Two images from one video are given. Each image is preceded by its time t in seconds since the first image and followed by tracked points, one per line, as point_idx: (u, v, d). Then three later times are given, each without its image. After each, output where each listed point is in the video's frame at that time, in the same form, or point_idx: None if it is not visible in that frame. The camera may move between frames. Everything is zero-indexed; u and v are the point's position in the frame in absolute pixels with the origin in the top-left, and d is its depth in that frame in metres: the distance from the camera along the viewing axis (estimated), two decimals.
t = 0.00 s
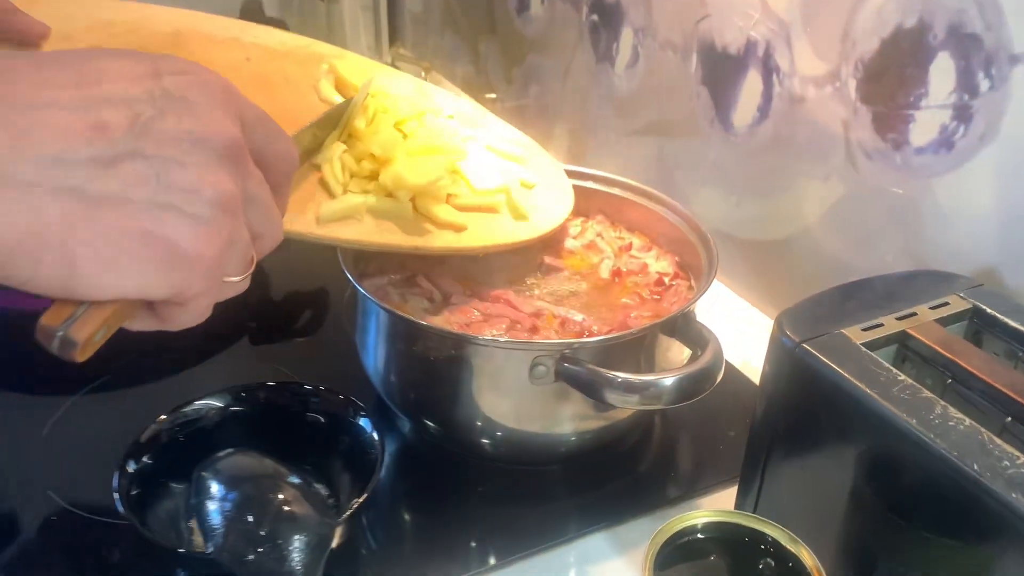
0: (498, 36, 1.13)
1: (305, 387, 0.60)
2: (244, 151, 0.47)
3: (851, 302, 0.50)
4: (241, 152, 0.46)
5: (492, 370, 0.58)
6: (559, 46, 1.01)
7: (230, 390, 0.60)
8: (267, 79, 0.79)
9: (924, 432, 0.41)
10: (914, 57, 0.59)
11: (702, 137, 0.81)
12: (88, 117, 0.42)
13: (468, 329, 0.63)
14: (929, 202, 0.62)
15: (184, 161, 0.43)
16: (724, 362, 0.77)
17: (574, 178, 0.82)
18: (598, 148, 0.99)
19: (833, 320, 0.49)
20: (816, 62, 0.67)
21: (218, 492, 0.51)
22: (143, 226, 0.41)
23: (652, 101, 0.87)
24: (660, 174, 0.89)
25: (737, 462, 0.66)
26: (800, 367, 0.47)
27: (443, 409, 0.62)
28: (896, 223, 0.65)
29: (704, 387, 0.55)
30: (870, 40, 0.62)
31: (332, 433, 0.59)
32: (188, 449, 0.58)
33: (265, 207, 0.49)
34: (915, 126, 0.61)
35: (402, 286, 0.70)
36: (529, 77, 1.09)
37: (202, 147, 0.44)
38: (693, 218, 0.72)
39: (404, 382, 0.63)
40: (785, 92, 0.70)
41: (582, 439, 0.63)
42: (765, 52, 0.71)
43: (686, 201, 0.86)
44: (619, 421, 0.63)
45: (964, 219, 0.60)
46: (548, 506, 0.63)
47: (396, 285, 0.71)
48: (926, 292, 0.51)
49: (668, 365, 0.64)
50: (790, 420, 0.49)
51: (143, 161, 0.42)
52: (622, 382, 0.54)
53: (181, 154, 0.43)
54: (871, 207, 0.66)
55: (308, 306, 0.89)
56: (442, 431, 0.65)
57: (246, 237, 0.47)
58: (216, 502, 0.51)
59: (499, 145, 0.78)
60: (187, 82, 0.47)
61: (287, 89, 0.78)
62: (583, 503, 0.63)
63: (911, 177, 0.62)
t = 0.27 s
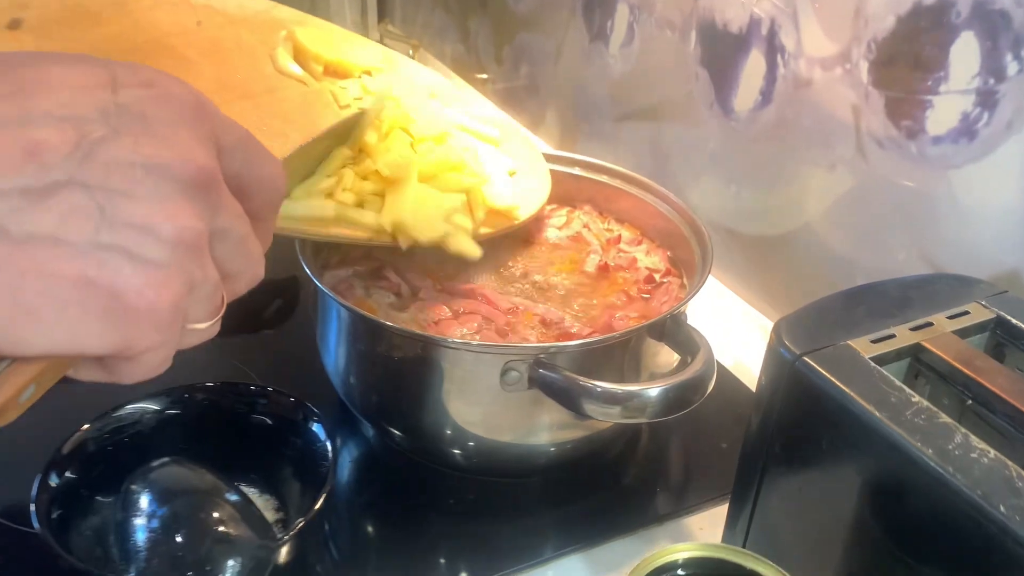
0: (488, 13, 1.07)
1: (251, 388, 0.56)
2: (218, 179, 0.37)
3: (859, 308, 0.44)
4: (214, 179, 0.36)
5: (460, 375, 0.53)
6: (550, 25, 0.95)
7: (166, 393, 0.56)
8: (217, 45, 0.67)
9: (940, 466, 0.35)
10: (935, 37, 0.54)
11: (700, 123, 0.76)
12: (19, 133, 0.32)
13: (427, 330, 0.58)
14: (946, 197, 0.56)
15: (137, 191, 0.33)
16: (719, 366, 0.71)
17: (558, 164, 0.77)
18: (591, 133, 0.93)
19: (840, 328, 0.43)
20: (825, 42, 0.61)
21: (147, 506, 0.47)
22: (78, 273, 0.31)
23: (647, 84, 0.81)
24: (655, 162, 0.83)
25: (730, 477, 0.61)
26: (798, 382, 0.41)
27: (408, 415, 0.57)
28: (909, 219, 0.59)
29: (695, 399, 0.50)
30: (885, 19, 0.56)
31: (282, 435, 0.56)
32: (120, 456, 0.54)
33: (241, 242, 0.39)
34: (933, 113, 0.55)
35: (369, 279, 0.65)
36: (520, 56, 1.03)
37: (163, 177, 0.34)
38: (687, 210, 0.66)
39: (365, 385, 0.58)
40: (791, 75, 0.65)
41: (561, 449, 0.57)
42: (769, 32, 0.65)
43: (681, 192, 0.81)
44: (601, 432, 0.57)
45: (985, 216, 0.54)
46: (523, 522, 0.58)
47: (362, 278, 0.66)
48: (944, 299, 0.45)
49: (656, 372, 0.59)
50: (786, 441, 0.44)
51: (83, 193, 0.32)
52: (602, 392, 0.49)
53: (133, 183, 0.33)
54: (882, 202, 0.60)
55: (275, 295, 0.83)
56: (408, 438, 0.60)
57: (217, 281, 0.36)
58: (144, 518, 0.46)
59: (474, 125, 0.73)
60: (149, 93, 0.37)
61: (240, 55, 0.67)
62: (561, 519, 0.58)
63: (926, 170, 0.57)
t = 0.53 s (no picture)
0: (491, 15, 1.03)
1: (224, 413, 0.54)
2: (236, 251, 0.33)
3: (886, 340, 0.41)
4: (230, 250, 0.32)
5: (450, 400, 0.49)
6: (554, 28, 0.92)
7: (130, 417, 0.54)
8: (195, 41, 0.66)
9: (980, 524, 0.32)
10: (966, 44, 0.50)
11: (710, 132, 0.72)
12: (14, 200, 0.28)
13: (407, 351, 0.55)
14: (976, 216, 0.52)
15: (138, 266, 0.29)
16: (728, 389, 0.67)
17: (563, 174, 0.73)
18: (595, 141, 0.90)
19: (866, 362, 0.39)
20: (845, 48, 0.57)
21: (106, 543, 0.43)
22: (67, 357, 0.29)
23: (654, 91, 0.78)
24: (662, 172, 0.80)
25: (739, 511, 0.57)
26: (817, 422, 0.38)
27: (394, 441, 0.53)
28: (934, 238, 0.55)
29: (704, 432, 0.46)
30: (911, 24, 0.53)
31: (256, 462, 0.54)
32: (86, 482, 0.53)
33: (265, 317, 0.35)
34: (962, 125, 0.51)
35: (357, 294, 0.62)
36: (523, 60, 0.99)
37: (172, 250, 0.30)
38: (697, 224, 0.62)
39: (348, 409, 0.54)
40: (808, 83, 0.61)
41: (558, 481, 0.54)
42: (785, 37, 0.62)
43: (690, 204, 0.77)
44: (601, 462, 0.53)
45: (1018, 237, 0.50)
46: (517, 558, 0.54)
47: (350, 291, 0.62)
48: (978, 331, 0.41)
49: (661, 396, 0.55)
50: (802, 484, 0.40)
51: (79, 269, 0.29)
52: (604, 425, 0.45)
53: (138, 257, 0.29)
54: (905, 219, 0.57)
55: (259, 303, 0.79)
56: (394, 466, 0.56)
57: (230, 355, 0.33)
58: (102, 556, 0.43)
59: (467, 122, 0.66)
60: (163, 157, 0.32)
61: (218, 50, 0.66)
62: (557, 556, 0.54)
63: (954, 185, 0.53)
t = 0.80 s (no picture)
0: (498, 62, 1.04)
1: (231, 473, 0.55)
2: (257, 309, 0.32)
3: (895, 415, 0.41)
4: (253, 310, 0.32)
5: (455, 466, 0.49)
6: (560, 77, 0.93)
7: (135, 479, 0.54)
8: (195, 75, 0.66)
9: None
10: (971, 109, 0.50)
11: (715, 185, 0.72)
12: (18, 265, 0.27)
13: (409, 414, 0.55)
14: (984, 279, 0.52)
15: (147, 329, 0.29)
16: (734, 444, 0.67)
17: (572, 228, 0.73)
18: (601, 189, 0.90)
19: (873, 439, 0.39)
20: (850, 108, 0.58)
21: None
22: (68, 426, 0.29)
23: (660, 142, 0.78)
24: (668, 223, 0.80)
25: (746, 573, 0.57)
26: (825, 501, 0.38)
27: (398, 502, 0.53)
28: (941, 300, 0.55)
29: (711, 500, 0.46)
30: (916, 87, 0.53)
31: (260, 522, 0.55)
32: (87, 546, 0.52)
33: (294, 374, 0.34)
34: (968, 189, 0.51)
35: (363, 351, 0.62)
36: (530, 108, 1.00)
37: (185, 313, 0.29)
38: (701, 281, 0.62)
39: (351, 470, 0.54)
40: (813, 141, 0.61)
41: (563, 544, 0.53)
42: (790, 95, 0.62)
43: (695, 255, 0.77)
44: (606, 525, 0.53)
45: None
46: None
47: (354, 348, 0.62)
48: (985, 406, 0.41)
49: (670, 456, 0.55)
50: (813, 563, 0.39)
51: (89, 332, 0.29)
52: (609, 495, 0.45)
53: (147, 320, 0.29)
54: (912, 279, 0.56)
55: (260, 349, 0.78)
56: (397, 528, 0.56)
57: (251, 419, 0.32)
58: None
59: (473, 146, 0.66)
60: (185, 214, 0.30)
61: (218, 85, 0.66)
62: None
63: (960, 248, 0.53)
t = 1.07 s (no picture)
0: (497, 93, 1.04)
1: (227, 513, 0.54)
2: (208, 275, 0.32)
3: (900, 458, 0.40)
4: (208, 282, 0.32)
5: (454, 508, 0.48)
6: (560, 109, 0.93)
7: (129, 522, 0.54)
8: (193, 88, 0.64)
9: None
10: (973, 146, 0.50)
11: (716, 218, 0.72)
12: None
13: (409, 456, 0.54)
14: (989, 317, 0.52)
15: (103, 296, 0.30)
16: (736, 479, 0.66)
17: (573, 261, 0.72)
18: (601, 221, 0.90)
19: (882, 484, 0.38)
20: (852, 144, 0.57)
21: None
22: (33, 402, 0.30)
23: (660, 175, 0.78)
24: (669, 255, 0.79)
25: None
26: (832, 549, 0.37)
27: (397, 544, 0.52)
28: (946, 337, 0.54)
29: (716, 544, 0.45)
30: (917, 123, 0.53)
31: (256, 563, 0.53)
32: None
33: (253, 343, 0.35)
34: (971, 225, 0.51)
35: (362, 387, 0.61)
36: (530, 139, 1.00)
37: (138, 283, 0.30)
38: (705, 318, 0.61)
39: (349, 510, 0.53)
40: (813, 175, 0.61)
41: None
42: (791, 129, 0.62)
43: (696, 288, 0.76)
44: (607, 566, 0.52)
45: None
46: None
47: (353, 384, 0.62)
48: (993, 449, 0.40)
49: (674, 496, 0.54)
50: None
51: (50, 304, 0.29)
52: (612, 540, 0.44)
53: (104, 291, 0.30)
54: (915, 315, 0.56)
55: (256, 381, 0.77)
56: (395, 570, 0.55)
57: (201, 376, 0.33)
58: None
59: (489, 185, 0.66)
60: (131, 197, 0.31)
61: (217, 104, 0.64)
62: None
63: (965, 285, 0.52)
